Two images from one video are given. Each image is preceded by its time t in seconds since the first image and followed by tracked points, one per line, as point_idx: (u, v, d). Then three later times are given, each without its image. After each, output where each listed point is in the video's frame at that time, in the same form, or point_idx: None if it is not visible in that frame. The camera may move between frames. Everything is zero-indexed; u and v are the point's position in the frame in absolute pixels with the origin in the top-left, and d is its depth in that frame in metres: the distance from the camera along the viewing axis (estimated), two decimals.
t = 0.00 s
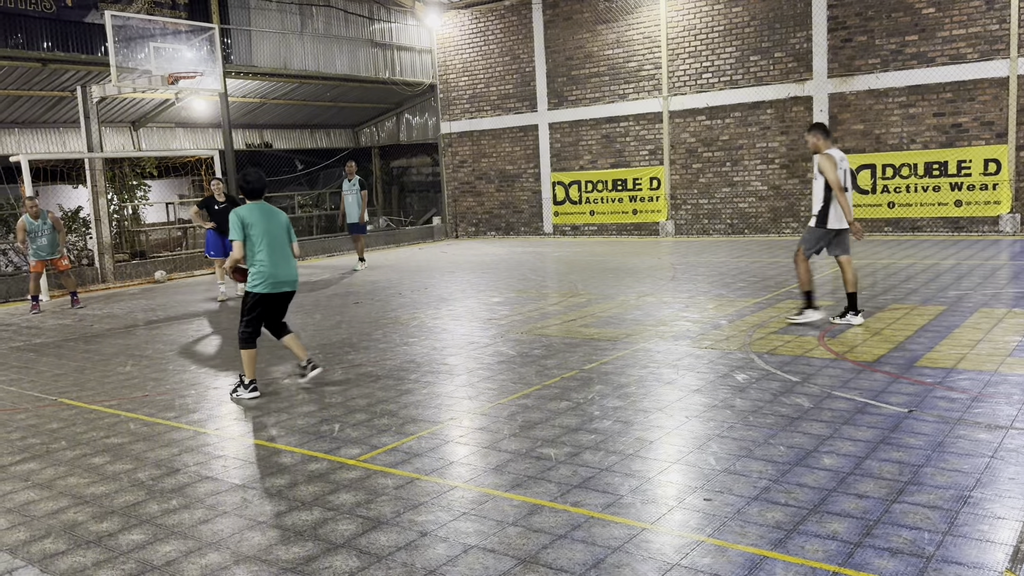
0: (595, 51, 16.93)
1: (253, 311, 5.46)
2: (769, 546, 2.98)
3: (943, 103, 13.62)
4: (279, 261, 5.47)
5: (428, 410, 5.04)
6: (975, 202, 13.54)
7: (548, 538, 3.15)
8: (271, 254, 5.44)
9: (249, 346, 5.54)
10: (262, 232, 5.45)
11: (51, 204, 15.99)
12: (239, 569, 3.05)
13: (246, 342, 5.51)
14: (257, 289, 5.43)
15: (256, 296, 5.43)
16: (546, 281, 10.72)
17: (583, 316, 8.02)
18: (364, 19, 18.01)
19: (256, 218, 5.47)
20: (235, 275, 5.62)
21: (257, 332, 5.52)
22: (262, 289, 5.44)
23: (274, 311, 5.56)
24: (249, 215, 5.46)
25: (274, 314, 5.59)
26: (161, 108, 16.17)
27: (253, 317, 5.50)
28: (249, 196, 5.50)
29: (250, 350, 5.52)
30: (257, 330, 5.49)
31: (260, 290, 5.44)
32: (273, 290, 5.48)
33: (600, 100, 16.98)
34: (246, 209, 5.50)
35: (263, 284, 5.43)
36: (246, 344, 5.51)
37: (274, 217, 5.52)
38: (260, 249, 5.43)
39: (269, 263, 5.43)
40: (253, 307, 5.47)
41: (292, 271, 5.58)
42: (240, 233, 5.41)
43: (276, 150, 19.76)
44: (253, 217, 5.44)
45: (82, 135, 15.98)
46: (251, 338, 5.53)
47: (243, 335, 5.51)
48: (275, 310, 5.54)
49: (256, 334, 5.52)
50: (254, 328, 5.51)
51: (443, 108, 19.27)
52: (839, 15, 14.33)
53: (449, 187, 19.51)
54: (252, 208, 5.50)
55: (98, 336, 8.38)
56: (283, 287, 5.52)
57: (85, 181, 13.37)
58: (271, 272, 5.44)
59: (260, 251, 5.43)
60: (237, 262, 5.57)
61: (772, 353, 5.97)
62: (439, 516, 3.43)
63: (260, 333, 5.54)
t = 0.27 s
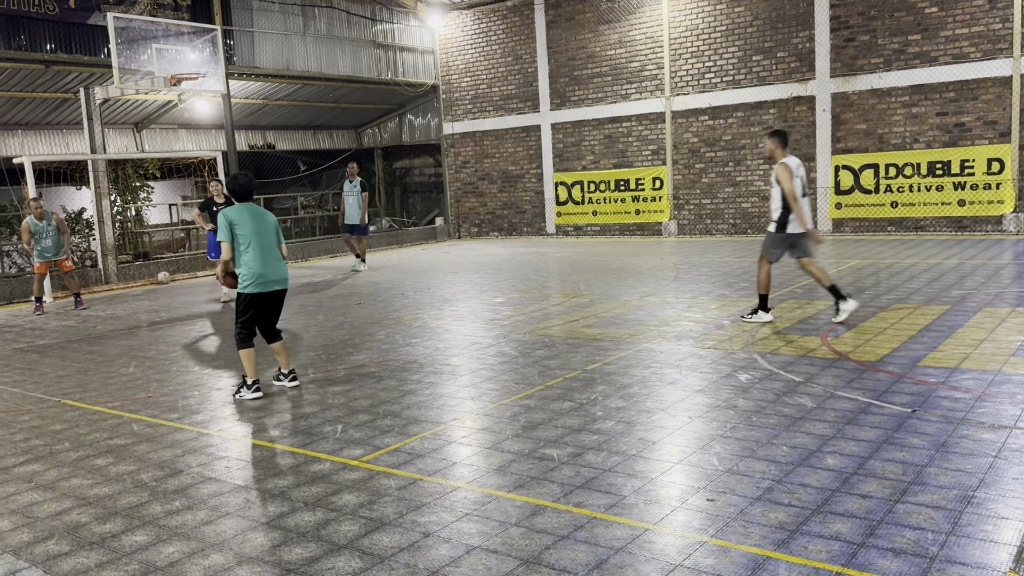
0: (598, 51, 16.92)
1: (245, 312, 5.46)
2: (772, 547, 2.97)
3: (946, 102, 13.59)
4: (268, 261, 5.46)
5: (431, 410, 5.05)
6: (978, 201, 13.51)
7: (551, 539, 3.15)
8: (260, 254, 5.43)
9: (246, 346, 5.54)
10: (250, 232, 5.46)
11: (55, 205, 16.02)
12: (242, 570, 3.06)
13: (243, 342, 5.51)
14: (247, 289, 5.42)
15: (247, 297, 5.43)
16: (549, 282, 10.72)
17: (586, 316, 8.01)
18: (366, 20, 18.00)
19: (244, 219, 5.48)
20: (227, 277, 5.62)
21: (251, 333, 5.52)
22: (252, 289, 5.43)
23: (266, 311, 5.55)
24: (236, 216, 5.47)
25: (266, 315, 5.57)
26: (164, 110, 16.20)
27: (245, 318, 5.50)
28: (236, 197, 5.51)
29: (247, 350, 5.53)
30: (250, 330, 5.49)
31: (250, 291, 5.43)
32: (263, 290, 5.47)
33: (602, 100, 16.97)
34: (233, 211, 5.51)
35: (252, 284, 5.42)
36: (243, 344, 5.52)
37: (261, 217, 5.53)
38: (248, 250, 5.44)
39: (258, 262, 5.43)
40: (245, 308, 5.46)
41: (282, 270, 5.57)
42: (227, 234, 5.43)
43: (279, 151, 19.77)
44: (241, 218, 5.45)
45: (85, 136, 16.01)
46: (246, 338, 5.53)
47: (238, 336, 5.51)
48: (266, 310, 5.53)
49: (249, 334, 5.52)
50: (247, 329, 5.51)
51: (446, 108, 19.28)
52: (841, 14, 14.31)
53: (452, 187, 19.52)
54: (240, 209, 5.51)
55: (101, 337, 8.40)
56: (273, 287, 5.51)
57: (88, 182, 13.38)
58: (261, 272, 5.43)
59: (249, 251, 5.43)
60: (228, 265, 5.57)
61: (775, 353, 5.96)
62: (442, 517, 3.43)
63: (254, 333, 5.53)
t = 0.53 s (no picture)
0: (600, 52, 16.92)
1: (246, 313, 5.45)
2: (775, 547, 2.97)
3: (949, 102, 13.57)
4: (267, 261, 5.48)
5: (434, 411, 5.05)
6: (981, 201, 13.48)
7: (554, 539, 3.15)
8: (258, 255, 5.45)
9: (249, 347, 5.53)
10: (248, 233, 5.48)
11: (58, 207, 16.04)
12: (245, 571, 3.06)
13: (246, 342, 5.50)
14: (247, 290, 5.43)
15: (247, 298, 5.43)
16: (552, 283, 10.71)
17: (589, 317, 8.01)
18: (369, 21, 18.02)
19: (241, 221, 5.50)
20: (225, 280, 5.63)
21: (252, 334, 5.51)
22: (252, 290, 5.43)
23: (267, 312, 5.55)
24: (233, 218, 5.50)
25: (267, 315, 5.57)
26: (167, 111, 16.22)
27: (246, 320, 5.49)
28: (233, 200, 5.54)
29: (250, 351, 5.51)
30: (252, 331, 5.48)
31: (250, 292, 5.43)
32: (263, 291, 5.47)
33: (605, 101, 16.97)
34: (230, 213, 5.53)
35: (252, 284, 5.42)
36: (246, 345, 5.50)
37: (259, 219, 5.55)
38: (246, 251, 5.45)
39: (257, 263, 5.44)
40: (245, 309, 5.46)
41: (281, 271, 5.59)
42: (225, 236, 5.44)
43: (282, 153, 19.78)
44: (238, 220, 5.47)
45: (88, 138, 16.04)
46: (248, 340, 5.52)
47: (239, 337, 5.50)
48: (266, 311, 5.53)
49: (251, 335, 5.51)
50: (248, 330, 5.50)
51: (448, 109, 19.29)
52: (843, 14, 14.30)
53: (455, 188, 19.53)
54: (236, 212, 5.53)
55: (105, 339, 8.41)
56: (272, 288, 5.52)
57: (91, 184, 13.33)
58: (260, 273, 5.43)
59: (247, 252, 5.44)
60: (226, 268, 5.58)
61: (778, 354, 5.96)
62: (444, 518, 3.43)
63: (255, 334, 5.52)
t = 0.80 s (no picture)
0: (603, 52, 16.93)
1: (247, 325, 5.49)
2: (778, 548, 2.97)
3: (952, 102, 13.55)
4: (267, 274, 5.50)
5: (437, 412, 5.05)
6: (985, 201, 13.45)
7: (557, 541, 3.15)
8: (259, 268, 5.48)
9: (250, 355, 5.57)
10: (249, 247, 5.50)
11: (62, 209, 16.07)
12: (248, 572, 3.07)
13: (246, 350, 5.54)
14: (248, 303, 5.46)
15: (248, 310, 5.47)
16: (554, 284, 10.71)
17: (592, 318, 8.01)
18: (372, 23, 18.04)
19: (241, 234, 5.52)
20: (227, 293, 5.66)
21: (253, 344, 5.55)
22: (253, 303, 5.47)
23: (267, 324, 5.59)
24: (234, 232, 5.51)
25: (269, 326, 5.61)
26: (170, 113, 16.26)
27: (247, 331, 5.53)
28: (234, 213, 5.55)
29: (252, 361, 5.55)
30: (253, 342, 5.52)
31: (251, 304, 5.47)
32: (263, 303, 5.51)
33: (607, 101, 16.97)
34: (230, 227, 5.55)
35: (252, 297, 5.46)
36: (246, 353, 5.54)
37: (259, 232, 5.56)
38: (247, 264, 5.47)
39: (257, 276, 5.47)
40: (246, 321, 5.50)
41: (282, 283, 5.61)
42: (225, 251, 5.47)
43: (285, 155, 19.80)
44: (239, 234, 5.49)
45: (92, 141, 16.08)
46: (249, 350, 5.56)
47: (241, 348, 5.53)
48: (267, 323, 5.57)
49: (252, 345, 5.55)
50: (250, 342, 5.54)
51: (451, 111, 19.31)
52: (846, 14, 14.29)
53: (458, 189, 19.54)
54: (237, 225, 5.55)
55: (108, 341, 8.43)
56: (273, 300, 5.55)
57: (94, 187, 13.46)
58: (260, 286, 5.47)
59: (248, 266, 5.47)
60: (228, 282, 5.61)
61: (782, 355, 5.95)
62: (447, 519, 3.43)
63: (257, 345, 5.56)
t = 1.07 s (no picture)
0: (605, 53, 16.92)
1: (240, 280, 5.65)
2: (782, 550, 2.96)
3: (956, 102, 13.52)
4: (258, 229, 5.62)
5: (441, 414, 5.05)
6: (989, 202, 13.43)
7: (560, 542, 3.15)
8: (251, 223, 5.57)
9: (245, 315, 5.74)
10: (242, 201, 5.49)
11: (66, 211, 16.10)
12: (251, 574, 3.07)
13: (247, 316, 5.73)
14: (238, 257, 5.61)
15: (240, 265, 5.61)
16: (558, 285, 10.71)
17: (595, 319, 8.00)
18: (375, 25, 18.06)
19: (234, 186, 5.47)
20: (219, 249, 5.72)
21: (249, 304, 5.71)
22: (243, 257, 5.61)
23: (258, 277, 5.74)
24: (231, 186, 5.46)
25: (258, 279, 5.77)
26: (174, 115, 16.30)
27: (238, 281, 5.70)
28: (229, 163, 5.45)
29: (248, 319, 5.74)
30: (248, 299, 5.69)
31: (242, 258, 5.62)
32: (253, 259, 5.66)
33: (610, 102, 16.98)
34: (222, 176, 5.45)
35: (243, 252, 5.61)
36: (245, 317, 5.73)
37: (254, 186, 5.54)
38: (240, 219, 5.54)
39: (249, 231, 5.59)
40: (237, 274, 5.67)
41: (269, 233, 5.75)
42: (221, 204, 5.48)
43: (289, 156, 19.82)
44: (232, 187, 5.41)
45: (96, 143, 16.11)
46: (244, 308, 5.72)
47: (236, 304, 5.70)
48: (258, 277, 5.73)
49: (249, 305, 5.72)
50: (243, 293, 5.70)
51: (454, 112, 19.33)
52: (849, 15, 14.27)
53: (461, 191, 19.57)
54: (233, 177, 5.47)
55: (112, 342, 8.44)
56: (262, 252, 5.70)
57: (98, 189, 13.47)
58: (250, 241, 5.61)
59: (241, 222, 5.54)
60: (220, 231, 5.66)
61: (785, 355, 5.94)
62: (451, 520, 3.43)
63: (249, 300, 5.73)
